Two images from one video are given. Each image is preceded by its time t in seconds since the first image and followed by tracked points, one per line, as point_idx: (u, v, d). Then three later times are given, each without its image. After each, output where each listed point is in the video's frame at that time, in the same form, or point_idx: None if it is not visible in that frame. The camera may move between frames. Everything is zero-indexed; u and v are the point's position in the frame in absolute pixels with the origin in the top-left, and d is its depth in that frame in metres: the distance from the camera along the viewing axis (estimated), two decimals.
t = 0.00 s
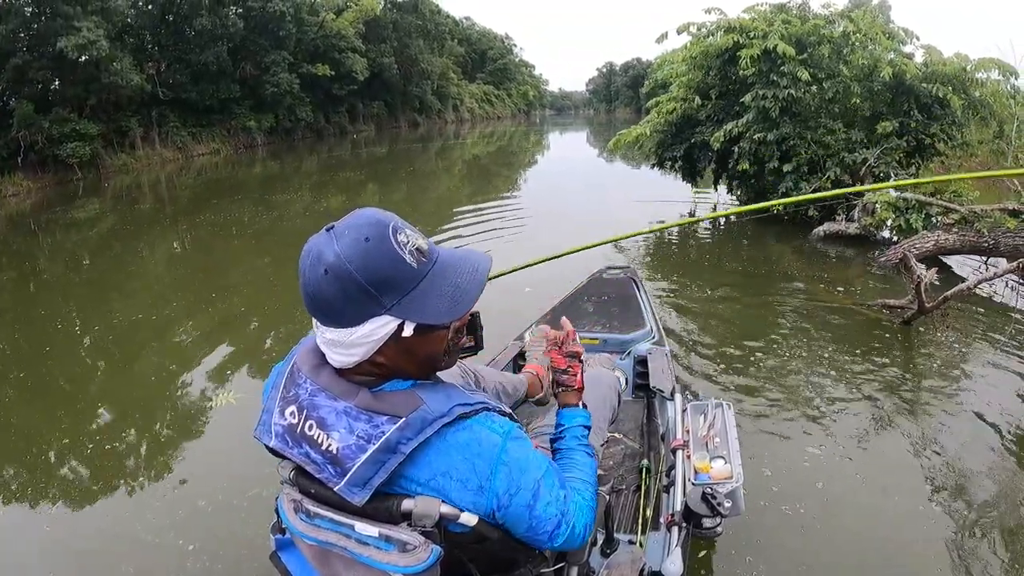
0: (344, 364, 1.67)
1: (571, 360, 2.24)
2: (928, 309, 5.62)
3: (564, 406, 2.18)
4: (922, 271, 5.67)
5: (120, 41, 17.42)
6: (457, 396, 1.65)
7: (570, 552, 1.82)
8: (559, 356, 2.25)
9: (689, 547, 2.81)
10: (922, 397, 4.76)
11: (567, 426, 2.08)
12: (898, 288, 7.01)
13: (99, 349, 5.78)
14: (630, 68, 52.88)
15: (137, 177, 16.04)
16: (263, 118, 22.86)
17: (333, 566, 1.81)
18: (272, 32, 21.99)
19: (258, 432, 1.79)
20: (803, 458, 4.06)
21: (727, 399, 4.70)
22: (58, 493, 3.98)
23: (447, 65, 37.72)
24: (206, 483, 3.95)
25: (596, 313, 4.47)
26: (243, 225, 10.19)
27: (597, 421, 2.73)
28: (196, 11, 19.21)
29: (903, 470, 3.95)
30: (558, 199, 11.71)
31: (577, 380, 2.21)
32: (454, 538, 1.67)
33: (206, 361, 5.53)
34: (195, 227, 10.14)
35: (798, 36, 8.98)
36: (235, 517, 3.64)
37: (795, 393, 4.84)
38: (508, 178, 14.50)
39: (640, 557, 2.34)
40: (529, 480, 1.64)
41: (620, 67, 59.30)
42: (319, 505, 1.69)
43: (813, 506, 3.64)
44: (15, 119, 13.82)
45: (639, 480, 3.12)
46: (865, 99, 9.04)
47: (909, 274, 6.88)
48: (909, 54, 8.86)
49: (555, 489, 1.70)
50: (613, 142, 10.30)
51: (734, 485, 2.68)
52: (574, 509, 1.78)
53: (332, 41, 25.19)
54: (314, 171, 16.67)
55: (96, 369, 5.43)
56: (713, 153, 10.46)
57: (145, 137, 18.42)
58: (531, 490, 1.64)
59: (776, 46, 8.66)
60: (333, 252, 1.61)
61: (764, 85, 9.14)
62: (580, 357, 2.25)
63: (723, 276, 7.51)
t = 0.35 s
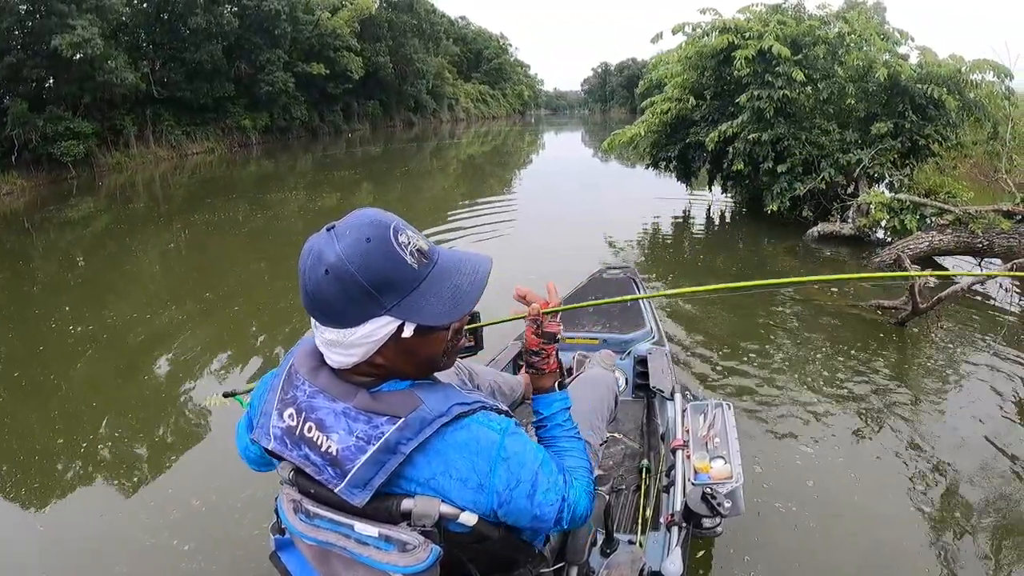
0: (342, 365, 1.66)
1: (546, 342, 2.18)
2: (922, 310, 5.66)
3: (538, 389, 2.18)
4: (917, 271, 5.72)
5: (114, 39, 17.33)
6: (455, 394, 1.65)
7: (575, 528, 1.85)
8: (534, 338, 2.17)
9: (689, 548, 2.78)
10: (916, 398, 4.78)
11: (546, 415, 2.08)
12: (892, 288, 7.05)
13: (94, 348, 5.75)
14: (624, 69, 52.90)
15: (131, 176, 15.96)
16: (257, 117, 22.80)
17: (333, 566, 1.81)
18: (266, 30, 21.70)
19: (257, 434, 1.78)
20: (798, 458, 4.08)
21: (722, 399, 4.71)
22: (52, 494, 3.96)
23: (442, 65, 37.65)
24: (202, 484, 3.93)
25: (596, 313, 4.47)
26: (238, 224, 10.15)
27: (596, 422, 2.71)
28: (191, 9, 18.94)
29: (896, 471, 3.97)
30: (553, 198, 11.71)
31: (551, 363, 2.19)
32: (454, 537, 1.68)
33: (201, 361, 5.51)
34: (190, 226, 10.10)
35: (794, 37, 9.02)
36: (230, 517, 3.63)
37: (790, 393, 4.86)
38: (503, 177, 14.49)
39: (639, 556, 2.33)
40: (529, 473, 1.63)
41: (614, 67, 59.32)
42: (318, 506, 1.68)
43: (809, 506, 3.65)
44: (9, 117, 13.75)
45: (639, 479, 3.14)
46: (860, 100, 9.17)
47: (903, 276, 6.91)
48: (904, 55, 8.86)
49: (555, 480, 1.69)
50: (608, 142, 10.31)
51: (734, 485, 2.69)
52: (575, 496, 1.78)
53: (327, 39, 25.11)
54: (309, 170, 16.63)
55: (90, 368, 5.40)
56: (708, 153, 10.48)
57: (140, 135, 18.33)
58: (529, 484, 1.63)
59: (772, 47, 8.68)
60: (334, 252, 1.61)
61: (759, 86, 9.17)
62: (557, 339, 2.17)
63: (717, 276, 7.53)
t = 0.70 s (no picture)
0: (342, 366, 1.66)
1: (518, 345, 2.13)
2: (915, 312, 5.71)
3: (515, 389, 2.14)
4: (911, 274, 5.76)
5: (108, 33, 17.18)
6: (455, 396, 1.65)
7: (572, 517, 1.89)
8: (505, 343, 2.13)
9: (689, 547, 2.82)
10: (909, 400, 4.82)
11: (529, 412, 2.08)
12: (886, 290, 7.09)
13: (88, 344, 5.71)
14: (619, 68, 52.88)
15: (125, 170, 15.86)
16: (251, 112, 22.68)
17: (333, 566, 1.81)
18: (261, 25, 21.60)
19: (257, 436, 1.78)
20: (792, 459, 4.11)
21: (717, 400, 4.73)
22: (45, 491, 3.93)
23: (437, 62, 37.54)
24: (196, 480, 3.92)
25: (597, 313, 4.47)
26: (232, 220, 10.10)
27: (597, 421, 2.70)
28: (186, 3, 18.71)
29: (888, 473, 4.00)
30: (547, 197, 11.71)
31: (525, 362, 2.14)
32: (454, 538, 1.68)
33: (195, 357, 5.48)
34: (183, 221, 10.05)
35: (790, 38, 9.05)
36: (225, 514, 3.62)
37: (785, 395, 4.88)
38: (498, 175, 14.48)
39: (639, 557, 2.33)
40: (528, 467, 1.64)
41: (609, 66, 59.45)
42: (318, 507, 1.68)
43: (802, 505, 3.68)
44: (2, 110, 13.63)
45: (639, 479, 3.15)
46: (855, 103, 9.22)
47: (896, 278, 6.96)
48: (900, 58, 8.90)
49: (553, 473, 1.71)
50: (604, 141, 10.31)
51: (734, 484, 2.72)
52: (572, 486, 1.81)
53: (322, 35, 24.99)
54: (303, 166, 16.57)
55: (83, 364, 5.36)
56: (703, 153, 10.50)
57: (133, 129, 18.21)
58: (529, 480, 1.64)
59: (768, 48, 8.70)
60: (332, 255, 1.60)
61: (754, 86, 9.19)
62: (529, 342, 2.14)
63: (711, 276, 7.56)
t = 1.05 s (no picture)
0: (340, 365, 1.66)
1: (525, 340, 2.12)
2: (909, 311, 5.74)
3: (519, 389, 2.11)
4: (904, 273, 5.80)
5: (103, 32, 17.10)
6: (454, 395, 1.65)
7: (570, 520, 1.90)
8: (513, 337, 2.12)
9: (689, 547, 2.82)
10: (903, 399, 4.85)
11: (532, 414, 2.08)
12: (880, 289, 7.12)
13: (83, 344, 5.69)
14: (614, 68, 52.93)
15: (119, 170, 15.79)
16: (246, 112, 22.61)
17: (333, 566, 1.81)
18: (256, 25, 21.53)
19: (257, 433, 1.78)
20: (788, 458, 4.13)
21: (713, 399, 4.75)
22: (41, 492, 3.91)
23: (433, 62, 37.50)
24: (193, 481, 3.91)
25: (596, 313, 4.47)
26: (227, 220, 10.07)
27: (596, 420, 2.70)
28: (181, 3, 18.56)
29: (883, 472, 4.01)
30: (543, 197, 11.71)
31: (532, 361, 2.11)
32: (454, 538, 1.68)
33: (191, 358, 5.46)
34: (178, 221, 10.01)
35: (785, 38, 9.08)
36: (221, 514, 3.62)
37: (781, 394, 4.90)
38: (494, 175, 14.49)
39: (639, 557, 2.34)
40: (525, 469, 1.64)
41: (604, 66, 59.54)
42: (317, 505, 1.68)
43: (799, 504, 3.70)
44: None
45: (639, 479, 3.15)
46: (850, 102, 9.25)
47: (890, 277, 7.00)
48: (894, 58, 8.96)
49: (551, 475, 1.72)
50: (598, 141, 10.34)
51: (734, 485, 2.72)
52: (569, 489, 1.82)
53: (317, 35, 24.93)
54: (298, 165, 16.54)
55: (78, 364, 5.34)
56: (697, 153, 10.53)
57: (128, 129, 18.13)
58: (528, 479, 1.65)
59: (762, 48, 8.74)
60: (328, 255, 1.60)
61: (749, 86, 9.23)
62: (536, 338, 2.12)
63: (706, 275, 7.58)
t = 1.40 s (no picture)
0: (335, 364, 1.66)
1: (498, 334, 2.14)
2: (903, 307, 5.76)
3: (501, 383, 2.13)
4: (897, 270, 5.82)
5: (96, 37, 17.04)
6: (449, 391, 1.66)
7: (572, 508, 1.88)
8: (485, 332, 2.13)
9: (689, 547, 2.80)
10: (899, 395, 4.87)
11: (518, 405, 2.07)
12: (874, 285, 7.16)
13: (80, 349, 5.67)
14: (608, 69, 52.99)
15: (114, 175, 15.73)
16: (240, 116, 22.58)
17: (333, 566, 1.81)
18: (249, 29, 21.48)
19: (255, 433, 1.78)
20: (786, 455, 4.14)
21: (710, 397, 4.76)
22: (38, 497, 3.89)
23: (426, 64, 37.48)
24: (192, 483, 3.90)
25: (596, 313, 4.48)
26: (222, 224, 10.05)
27: (596, 419, 2.70)
28: (174, 7, 18.50)
29: (879, 467, 4.03)
30: (537, 198, 11.73)
31: (506, 354, 2.15)
32: (453, 537, 1.68)
33: (188, 362, 5.45)
34: (173, 226, 9.99)
35: (776, 37, 9.08)
36: (220, 516, 3.61)
37: (777, 391, 4.92)
38: (488, 176, 14.50)
39: (639, 556, 2.34)
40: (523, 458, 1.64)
41: (597, 67, 59.60)
42: (315, 504, 1.68)
43: (796, 500, 3.71)
44: None
45: (639, 479, 3.15)
46: (842, 99, 9.37)
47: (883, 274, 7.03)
48: (887, 56, 9.02)
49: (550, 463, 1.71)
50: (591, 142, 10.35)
51: (734, 484, 2.72)
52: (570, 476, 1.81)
53: (310, 38, 24.90)
54: (293, 169, 16.51)
55: (73, 370, 5.32)
56: (691, 153, 10.57)
57: (122, 134, 18.07)
58: (526, 472, 1.64)
59: (754, 46, 8.78)
60: (319, 254, 1.60)
61: (741, 85, 9.26)
62: (508, 328, 2.14)
63: (702, 274, 7.61)
